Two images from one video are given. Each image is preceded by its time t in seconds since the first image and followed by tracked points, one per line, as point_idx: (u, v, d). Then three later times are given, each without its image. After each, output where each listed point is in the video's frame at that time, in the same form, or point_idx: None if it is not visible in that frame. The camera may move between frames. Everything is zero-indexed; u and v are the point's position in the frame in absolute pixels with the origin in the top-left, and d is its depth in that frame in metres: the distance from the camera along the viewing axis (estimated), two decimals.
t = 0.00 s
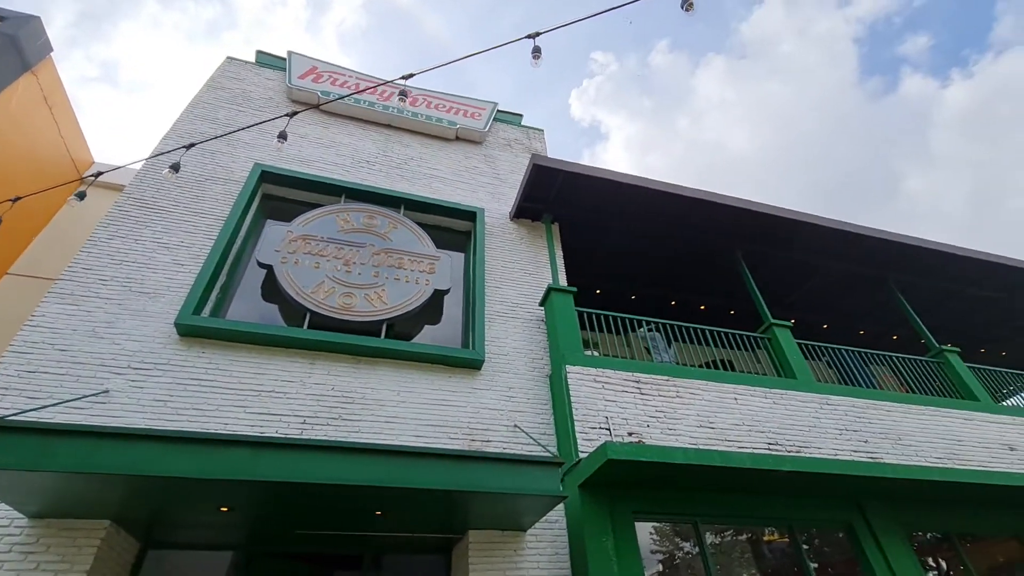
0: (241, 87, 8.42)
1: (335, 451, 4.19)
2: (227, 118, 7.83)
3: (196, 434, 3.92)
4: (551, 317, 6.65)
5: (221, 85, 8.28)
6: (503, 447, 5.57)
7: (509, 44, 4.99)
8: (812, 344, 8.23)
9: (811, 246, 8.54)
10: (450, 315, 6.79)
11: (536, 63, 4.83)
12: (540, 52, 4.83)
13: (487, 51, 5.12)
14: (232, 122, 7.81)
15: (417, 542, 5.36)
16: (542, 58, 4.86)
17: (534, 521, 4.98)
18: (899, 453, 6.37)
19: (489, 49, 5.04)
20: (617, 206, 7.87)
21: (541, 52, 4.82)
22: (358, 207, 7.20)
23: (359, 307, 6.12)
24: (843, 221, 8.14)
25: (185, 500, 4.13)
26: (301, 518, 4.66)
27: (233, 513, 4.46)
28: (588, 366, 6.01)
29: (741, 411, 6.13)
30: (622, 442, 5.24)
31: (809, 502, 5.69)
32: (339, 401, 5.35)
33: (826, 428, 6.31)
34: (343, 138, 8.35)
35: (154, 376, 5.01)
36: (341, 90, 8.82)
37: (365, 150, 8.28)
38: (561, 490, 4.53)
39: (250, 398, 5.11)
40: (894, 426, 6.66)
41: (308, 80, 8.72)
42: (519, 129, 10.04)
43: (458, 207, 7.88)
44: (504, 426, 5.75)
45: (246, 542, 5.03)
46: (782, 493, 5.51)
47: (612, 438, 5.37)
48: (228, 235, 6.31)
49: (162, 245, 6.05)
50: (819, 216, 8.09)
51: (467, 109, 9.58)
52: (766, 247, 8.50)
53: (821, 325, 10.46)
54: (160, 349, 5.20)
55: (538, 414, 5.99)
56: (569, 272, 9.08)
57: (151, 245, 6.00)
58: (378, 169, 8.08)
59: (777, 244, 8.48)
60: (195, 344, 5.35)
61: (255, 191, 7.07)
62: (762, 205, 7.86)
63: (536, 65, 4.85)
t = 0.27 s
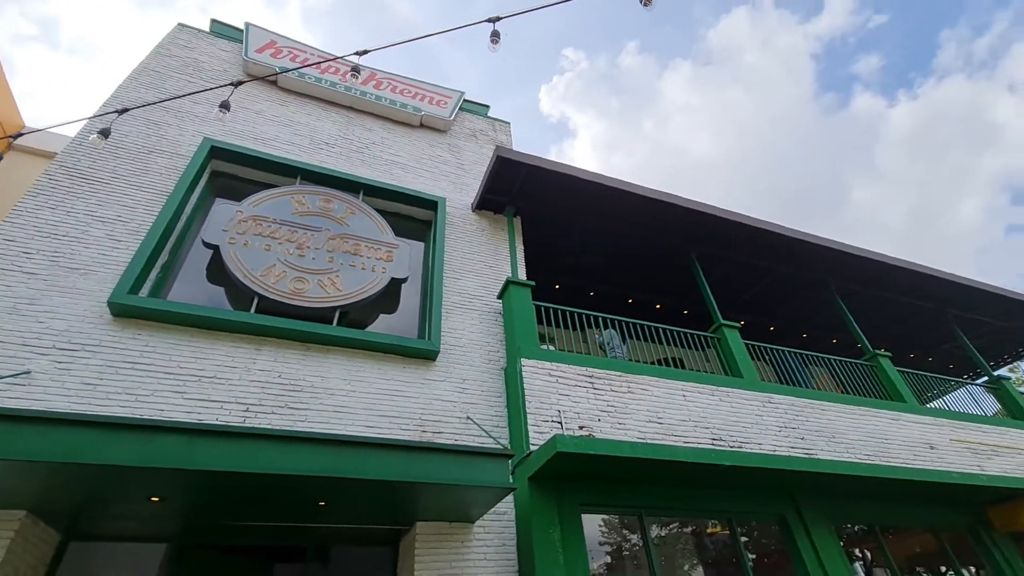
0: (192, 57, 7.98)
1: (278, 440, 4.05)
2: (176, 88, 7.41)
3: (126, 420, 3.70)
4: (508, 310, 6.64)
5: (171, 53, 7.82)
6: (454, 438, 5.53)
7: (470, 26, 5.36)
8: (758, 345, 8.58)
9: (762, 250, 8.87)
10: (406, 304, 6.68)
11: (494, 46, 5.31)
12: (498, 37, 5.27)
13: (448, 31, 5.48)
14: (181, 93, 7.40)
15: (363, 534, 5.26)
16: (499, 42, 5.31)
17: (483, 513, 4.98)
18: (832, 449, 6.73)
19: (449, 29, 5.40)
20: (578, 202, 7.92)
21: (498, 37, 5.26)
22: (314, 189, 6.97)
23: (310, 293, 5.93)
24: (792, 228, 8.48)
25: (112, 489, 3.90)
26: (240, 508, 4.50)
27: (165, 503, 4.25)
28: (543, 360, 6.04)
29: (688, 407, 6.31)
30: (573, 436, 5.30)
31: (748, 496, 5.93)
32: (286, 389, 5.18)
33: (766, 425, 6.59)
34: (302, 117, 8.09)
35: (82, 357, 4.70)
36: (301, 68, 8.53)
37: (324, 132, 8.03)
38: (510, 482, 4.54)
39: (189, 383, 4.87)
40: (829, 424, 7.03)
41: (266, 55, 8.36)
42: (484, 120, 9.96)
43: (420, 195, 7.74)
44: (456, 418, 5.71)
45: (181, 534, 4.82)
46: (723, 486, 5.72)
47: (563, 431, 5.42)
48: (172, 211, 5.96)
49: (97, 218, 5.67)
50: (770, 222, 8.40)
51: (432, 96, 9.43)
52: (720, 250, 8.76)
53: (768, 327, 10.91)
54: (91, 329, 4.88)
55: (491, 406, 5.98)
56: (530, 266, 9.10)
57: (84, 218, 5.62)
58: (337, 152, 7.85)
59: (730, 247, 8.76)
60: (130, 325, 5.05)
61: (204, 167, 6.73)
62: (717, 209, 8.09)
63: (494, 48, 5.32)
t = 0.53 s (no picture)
0: (143, 18, 7.51)
1: (223, 424, 3.91)
2: (123, 51, 6.97)
3: (54, 399, 3.49)
4: (469, 299, 6.60)
5: (119, 12, 7.33)
6: (409, 426, 5.47)
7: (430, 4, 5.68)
8: (712, 341, 8.85)
9: (720, 250, 9.11)
10: (365, 289, 6.53)
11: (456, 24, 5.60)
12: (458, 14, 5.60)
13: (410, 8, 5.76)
14: (129, 57, 6.97)
15: (312, 521, 5.16)
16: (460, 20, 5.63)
17: (435, 500, 4.96)
18: (776, 443, 7.03)
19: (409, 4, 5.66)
20: (545, 194, 7.93)
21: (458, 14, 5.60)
22: (271, 166, 6.71)
23: (264, 274, 5.72)
24: (749, 230, 8.74)
25: (37, 472, 3.67)
26: (179, 494, 4.33)
27: (98, 488, 4.04)
28: (502, 349, 6.04)
29: (643, 400, 6.46)
30: (528, 425, 5.34)
31: (695, 486, 6.14)
32: (234, 372, 4.99)
33: (715, 418, 6.82)
34: (261, 91, 7.77)
35: (8, 332, 4.39)
36: (262, 38, 8.22)
37: (285, 107, 7.73)
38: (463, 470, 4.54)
39: (128, 363, 4.63)
40: (774, 419, 7.33)
41: (224, 21, 7.97)
42: (454, 105, 9.81)
43: (384, 178, 7.57)
44: (412, 406, 5.65)
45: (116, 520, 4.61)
46: (672, 477, 5.90)
47: (518, 421, 5.45)
48: (114, 180, 5.61)
49: (29, 185, 5.29)
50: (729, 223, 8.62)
51: (401, 77, 9.21)
52: (680, 248, 8.96)
53: (722, 324, 11.27)
54: (19, 303, 4.56)
55: (448, 395, 5.95)
56: (494, 255, 9.07)
57: (15, 183, 5.22)
58: (298, 129, 7.58)
59: (690, 246, 8.96)
60: (64, 299, 4.74)
61: (152, 136, 6.36)
62: (680, 208, 8.24)
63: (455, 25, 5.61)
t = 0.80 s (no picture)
0: None
1: (180, 407, 3.79)
2: (80, 15, 6.62)
3: None
4: (441, 286, 6.54)
5: None
6: (377, 412, 5.42)
7: None
8: (681, 334, 9.01)
9: (692, 244, 9.26)
10: (335, 272, 6.40)
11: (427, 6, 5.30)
12: None
13: None
14: (86, 22, 6.63)
15: (274, 507, 5.08)
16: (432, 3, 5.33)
17: (401, 487, 4.94)
18: (738, 433, 7.24)
19: None
20: (521, 182, 7.89)
21: None
22: (238, 143, 6.49)
23: (229, 254, 5.54)
24: (721, 225, 8.89)
25: None
26: (134, 478, 4.20)
27: (47, 472, 3.88)
28: (473, 337, 6.02)
29: (611, 390, 6.54)
30: (496, 413, 5.35)
31: (659, 474, 6.28)
32: (194, 354, 4.84)
33: (681, 408, 6.96)
34: (230, 65, 7.50)
35: None
36: (232, 10, 7.97)
37: (254, 83, 7.48)
38: (429, 456, 4.52)
39: (80, 343, 4.44)
40: (738, 410, 7.54)
41: None
42: (431, 89, 9.65)
43: (357, 160, 7.40)
44: (381, 392, 5.59)
45: (65, 505, 4.45)
46: (637, 465, 6.01)
47: (487, 408, 5.46)
48: (68, 151, 5.33)
49: None
50: (702, 218, 8.74)
51: (378, 57, 9.01)
52: (653, 241, 9.07)
53: (692, 317, 11.50)
54: None
55: (418, 381, 5.91)
56: (468, 243, 9.02)
57: None
58: (268, 106, 7.34)
59: (663, 239, 9.07)
60: (11, 275, 4.50)
61: (110, 107, 6.07)
62: (654, 201, 8.31)
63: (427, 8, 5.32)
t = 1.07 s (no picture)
0: None
1: (147, 387, 3.71)
2: None
3: None
4: (421, 271, 6.49)
5: None
6: (353, 396, 5.38)
7: None
8: (660, 324, 9.11)
9: (673, 236, 9.33)
10: (313, 254, 6.30)
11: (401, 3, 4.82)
12: None
13: None
14: None
15: (247, 490, 5.04)
16: None
17: (376, 471, 4.93)
18: (711, 422, 7.38)
19: None
20: (504, 169, 7.84)
21: None
22: (214, 119, 6.30)
23: (202, 233, 5.41)
24: (702, 218, 8.97)
25: None
26: (100, 459, 4.11)
27: (8, 452, 3.77)
28: (452, 323, 6.00)
29: (589, 378, 6.60)
30: (473, 398, 5.36)
31: (633, 461, 6.39)
32: (165, 334, 4.73)
33: (657, 397, 7.07)
34: (207, 37, 7.27)
35: None
36: None
37: (232, 58, 7.27)
38: (404, 441, 4.51)
39: (43, 320, 4.30)
40: (712, 400, 7.68)
41: None
42: (416, 71, 9.48)
43: (338, 141, 7.26)
44: (357, 375, 5.55)
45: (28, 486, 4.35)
46: (612, 452, 6.10)
47: (464, 394, 5.46)
48: (33, 120, 5.12)
49: None
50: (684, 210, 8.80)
51: (362, 36, 8.83)
52: (635, 232, 9.11)
53: (671, 309, 11.64)
54: None
55: (395, 366, 5.88)
56: (450, 229, 8.96)
57: None
58: (246, 82, 7.15)
59: (644, 230, 9.13)
60: None
61: (79, 76, 5.83)
62: (637, 192, 8.34)
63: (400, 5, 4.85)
